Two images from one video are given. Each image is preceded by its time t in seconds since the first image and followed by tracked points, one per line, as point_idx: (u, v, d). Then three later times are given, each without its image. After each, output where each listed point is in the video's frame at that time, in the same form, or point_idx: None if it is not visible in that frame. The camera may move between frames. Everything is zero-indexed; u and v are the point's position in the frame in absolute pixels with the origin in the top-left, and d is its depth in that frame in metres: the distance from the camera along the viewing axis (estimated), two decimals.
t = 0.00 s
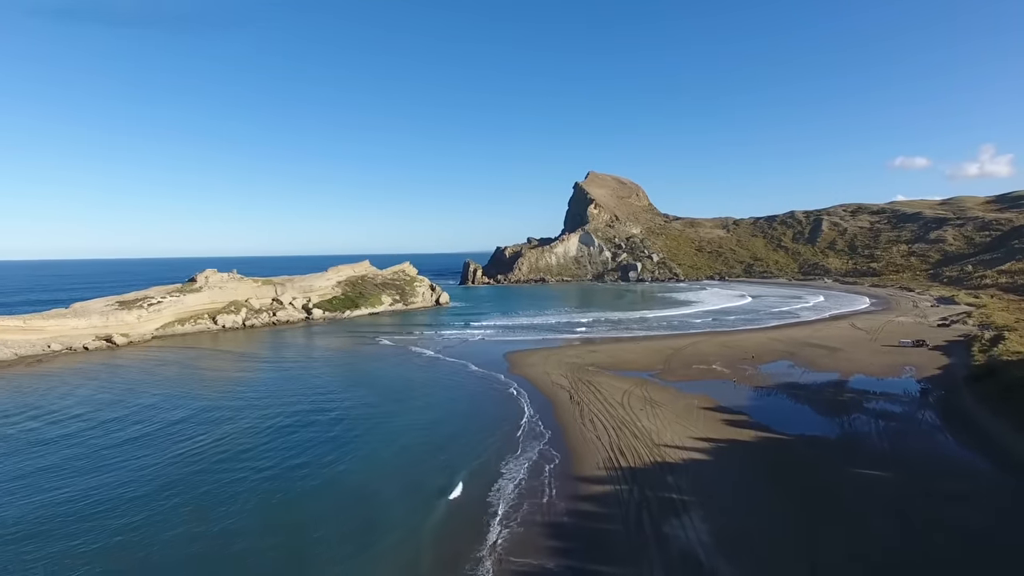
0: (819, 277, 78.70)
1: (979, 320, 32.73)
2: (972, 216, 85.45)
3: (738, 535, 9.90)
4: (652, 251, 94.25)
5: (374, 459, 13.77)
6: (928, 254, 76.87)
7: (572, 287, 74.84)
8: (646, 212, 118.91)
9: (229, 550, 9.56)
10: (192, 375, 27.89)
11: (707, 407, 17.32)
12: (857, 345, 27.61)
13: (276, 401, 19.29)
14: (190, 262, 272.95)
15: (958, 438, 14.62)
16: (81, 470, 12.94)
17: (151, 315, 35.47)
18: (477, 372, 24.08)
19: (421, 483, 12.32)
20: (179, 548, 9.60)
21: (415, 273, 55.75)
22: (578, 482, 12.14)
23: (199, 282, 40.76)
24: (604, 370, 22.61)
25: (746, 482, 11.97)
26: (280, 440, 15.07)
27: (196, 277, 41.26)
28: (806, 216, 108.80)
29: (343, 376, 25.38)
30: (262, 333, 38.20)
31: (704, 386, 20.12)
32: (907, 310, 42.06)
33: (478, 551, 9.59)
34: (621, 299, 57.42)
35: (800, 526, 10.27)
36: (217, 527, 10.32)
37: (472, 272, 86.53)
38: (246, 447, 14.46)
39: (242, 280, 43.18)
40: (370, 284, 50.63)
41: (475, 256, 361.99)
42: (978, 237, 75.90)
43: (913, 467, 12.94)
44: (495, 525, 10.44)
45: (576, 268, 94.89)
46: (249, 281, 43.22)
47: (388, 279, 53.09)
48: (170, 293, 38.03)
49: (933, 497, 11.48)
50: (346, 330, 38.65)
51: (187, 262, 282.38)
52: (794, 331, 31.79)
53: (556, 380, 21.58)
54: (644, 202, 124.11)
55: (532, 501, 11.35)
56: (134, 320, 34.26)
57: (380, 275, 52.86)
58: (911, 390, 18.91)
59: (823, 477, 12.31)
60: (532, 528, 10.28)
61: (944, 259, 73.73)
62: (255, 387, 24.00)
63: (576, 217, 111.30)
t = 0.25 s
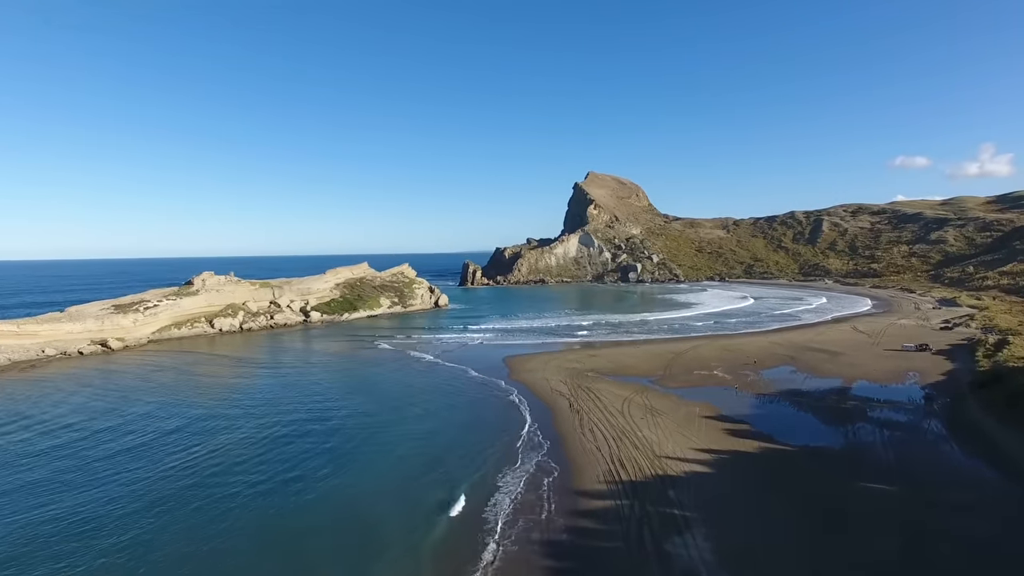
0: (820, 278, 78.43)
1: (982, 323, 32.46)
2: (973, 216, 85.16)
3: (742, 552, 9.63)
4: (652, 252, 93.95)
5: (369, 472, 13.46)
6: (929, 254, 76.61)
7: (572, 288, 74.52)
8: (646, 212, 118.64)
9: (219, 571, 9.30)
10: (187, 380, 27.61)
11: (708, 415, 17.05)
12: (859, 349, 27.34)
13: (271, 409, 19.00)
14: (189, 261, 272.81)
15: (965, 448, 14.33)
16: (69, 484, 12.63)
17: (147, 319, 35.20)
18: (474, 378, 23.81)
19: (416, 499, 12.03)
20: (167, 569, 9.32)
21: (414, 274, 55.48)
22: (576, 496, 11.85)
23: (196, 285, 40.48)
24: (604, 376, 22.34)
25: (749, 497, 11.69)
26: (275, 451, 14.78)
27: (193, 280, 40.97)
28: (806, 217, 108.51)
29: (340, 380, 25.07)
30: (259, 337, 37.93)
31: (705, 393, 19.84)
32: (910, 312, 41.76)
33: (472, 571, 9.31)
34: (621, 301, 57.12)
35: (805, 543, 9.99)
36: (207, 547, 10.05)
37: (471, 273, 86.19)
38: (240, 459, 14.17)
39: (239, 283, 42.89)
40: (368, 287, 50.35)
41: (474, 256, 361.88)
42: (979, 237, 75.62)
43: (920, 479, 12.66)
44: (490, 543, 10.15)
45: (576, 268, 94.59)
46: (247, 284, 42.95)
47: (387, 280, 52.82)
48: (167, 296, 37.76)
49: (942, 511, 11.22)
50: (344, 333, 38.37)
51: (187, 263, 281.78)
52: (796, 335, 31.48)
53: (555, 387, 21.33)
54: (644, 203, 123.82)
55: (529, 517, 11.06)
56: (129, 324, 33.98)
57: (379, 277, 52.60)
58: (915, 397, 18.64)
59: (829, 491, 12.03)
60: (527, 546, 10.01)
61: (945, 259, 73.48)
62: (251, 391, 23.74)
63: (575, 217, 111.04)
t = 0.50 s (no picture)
0: (821, 279, 78.27)
1: (984, 326, 32.30)
2: (974, 217, 85.00)
3: (746, 567, 9.44)
4: (652, 252, 93.79)
5: (368, 483, 13.26)
6: (929, 255, 76.46)
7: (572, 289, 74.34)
8: (646, 213, 118.47)
9: None
10: (184, 384, 27.42)
11: (710, 422, 16.87)
12: (861, 353, 27.17)
13: (269, 415, 18.79)
14: (189, 261, 272.80)
15: (971, 456, 14.16)
16: (62, 497, 12.40)
17: (144, 321, 34.98)
18: (474, 382, 23.63)
19: (414, 510, 11.84)
20: None
21: (413, 276, 55.29)
22: (577, 508, 11.66)
23: (194, 287, 40.26)
24: (605, 381, 22.16)
25: (753, 508, 11.50)
26: (273, 460, 14.58)
27: (191, 282, 40.75)
28: (807, 217, 108.34)
29: (339, 383, 24.84)
30: (257, 339, 37.73)
31: (706, 398, 19.66)
32: (911, 314, 41.60)
33: None
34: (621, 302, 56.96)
35: (810, 557, 9.81)
36: (202, 562, 9.86)
37: (471, 274, 85.97)
38: (238, 469, 13.96)
39: (238, 285, 42.68)
40: (368, 288, 50.16)
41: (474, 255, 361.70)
42: (980, 238, 75.46)
43: (926, 489, 12.48)
44: (488, 556, 9.97)
45: (576, 269, 94.37)
46: (245, 286, 42.76)
47: (386, 282, 52.63)
48: (165, 299, 37.57)
49: (949, 523, 11.03)
50: (343, 336, 38.21)
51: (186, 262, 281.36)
52: (797, 338, 31.31)
53: (555, 391, 21.15)
54: (644, 202, 123.74)
55: (528, 529, 10.87)
56: (127, 327, 33.80)
57: (378, 279, 52.42)
58: (919, 402, 18.48)
59: (833, 502, 11.84)
60: (526, 560, 9.82)
61: (946, 260, 73.33)
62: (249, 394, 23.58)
63: (575, 217, 110.85)
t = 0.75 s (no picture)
0: (822, 280, 77.97)
1: (989, 328, 31.98)
2: (976, 217, 84.65)
3: None
4: (652, 253, 93.50)
5: (364, 497, 12.97)
6: (931, 255, 76.11)
7: (572, 290, 74.07)
8: (646, 213, 118.18)
9: None
10: (180, 389, 27.14)
11: (713, 431, 16.56)
12: (864, 357, 26.89)
13: (265, 424, 18.49)
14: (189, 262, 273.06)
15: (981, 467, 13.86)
16: (51, 514, 12.10)
17: (141, 325, 34.71)
18: (472, 388, 23.34)
19: (412, 527, 11.58)
20: None
21: (412, 278, 55.03)
22: (577, 524, 11.38)
23: (191, 291, 40.00)
24: (605, 387, 21.86)
25: (757, 523, 11.22)
26: (268, 473, 14.30)
27: (188, 285, 40.46)
28: (808, 217, 107.99)
29: (337, 389, 24.53)
30: (255, 343, 37.47)
31: (708, 405, 19.34)
32: (914, 316, 41.28)
33: None
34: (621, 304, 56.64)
35: None
36: None
37: (470, 275, 85.65)
38: (232, 483, 13.67)
39: (235, 288, 42.41)
40: (366, 291, 49.89)
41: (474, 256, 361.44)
42: (982, 238, 75.11)
43: (935, 503, 12.18)
44: None
45: (576, 270, 94.06)
46: (243, 289, 42.49)
47: (385, 284, 52.38)
48: (162, 302, 37.30)
49: (961, 538, 10.73)
50: (342, 340, 37.95)
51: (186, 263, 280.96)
52: (799, 341, 31.00)
53: (555, 398, 20.87)
54: (644, 203, 123.44)
55: (526, 546, 10.60)
56: (123, 331, 33.52)
57: (377, 281, 52.16)
58: (925, 409, 18.17)
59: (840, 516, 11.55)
60: None
61: (948, 260, 73.01)
62: (245, 400, 23.31)
63: (575, 218, 110.56)
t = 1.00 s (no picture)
0: (822, 281, 77.79)
1: (991, 331, 31.82)
2: (976, 218, 84.48)
3: None
4: (652, 254, 93.30)
5: (361, 508, 12.78)
6: (932, 256, 75.93)
7: (572, 292, 73.91)
8: (646, 214, 117.98)
9: None
10: (177, 394, 26.94)
11: (714, 438, 16.34)
12: (866, 361, 26.71)
13: (262, 431, 18.28)
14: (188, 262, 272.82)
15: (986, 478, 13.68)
16: (43, 527, 11.89)
17: (138, 328, 34.49)
18: (472, 393, 23.15)
19: (410, 538, 11.42)
20: None
21: (411, 280, 54.81)
22: (576, 535, 11.19)
23: (189, 293, 39.77)
24: (605, 392, 21.66)
25: (760, 535, 11.02)
26: (265, 481, 14.14)
27: (186, 287, 40.23)
28: (808, 217, 107.81)
29: (335, 393, 24.32)
30: (253, 346, 37.25)
31: (710, 412, 19.11)
32: (915, 318, 41.10)
33: None
34: (621, 306, 56.43)
35: None
36: None
37: (470, 276, 85.39)
38: (227, 493, 13.46)
39: (233, 290, 42.18)
40: (365, 293, 49.69)
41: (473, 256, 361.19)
42: (982, 239, 74.95)
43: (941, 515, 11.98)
44: None
45: (575, 271, 93.83)
46: (241, 291, 42.25)
47: (384, 286, 52.17)
48: (159, 305, 37.06)
49: (967, 552, 10.54)
50: (340, 342, 37.73)
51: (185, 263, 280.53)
52: (801, 344, 30.77)
53: (555, 404, 20.67)
54: (644, 203, 123.22)
55: (525, 559, 10.41)
56: (120, 334, 33.27)
57: (376, 283, 51.96)
58: (929, 416, 17.94)
59: (844, 529, 11.36)
60: None
61: (949, 261, 72.83)
62: (242, 404, 23.13)
63: (575, 219, 110.31)
